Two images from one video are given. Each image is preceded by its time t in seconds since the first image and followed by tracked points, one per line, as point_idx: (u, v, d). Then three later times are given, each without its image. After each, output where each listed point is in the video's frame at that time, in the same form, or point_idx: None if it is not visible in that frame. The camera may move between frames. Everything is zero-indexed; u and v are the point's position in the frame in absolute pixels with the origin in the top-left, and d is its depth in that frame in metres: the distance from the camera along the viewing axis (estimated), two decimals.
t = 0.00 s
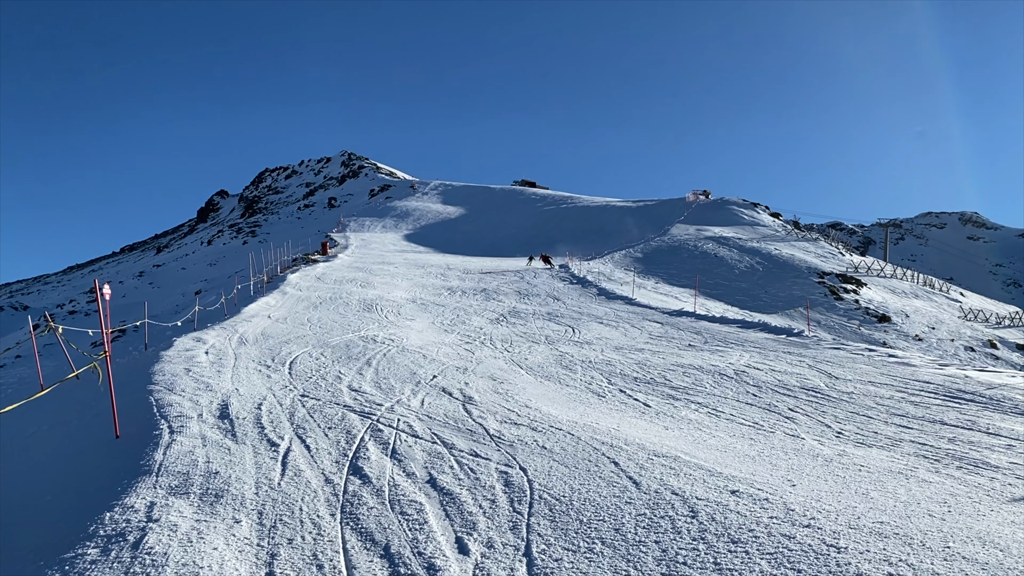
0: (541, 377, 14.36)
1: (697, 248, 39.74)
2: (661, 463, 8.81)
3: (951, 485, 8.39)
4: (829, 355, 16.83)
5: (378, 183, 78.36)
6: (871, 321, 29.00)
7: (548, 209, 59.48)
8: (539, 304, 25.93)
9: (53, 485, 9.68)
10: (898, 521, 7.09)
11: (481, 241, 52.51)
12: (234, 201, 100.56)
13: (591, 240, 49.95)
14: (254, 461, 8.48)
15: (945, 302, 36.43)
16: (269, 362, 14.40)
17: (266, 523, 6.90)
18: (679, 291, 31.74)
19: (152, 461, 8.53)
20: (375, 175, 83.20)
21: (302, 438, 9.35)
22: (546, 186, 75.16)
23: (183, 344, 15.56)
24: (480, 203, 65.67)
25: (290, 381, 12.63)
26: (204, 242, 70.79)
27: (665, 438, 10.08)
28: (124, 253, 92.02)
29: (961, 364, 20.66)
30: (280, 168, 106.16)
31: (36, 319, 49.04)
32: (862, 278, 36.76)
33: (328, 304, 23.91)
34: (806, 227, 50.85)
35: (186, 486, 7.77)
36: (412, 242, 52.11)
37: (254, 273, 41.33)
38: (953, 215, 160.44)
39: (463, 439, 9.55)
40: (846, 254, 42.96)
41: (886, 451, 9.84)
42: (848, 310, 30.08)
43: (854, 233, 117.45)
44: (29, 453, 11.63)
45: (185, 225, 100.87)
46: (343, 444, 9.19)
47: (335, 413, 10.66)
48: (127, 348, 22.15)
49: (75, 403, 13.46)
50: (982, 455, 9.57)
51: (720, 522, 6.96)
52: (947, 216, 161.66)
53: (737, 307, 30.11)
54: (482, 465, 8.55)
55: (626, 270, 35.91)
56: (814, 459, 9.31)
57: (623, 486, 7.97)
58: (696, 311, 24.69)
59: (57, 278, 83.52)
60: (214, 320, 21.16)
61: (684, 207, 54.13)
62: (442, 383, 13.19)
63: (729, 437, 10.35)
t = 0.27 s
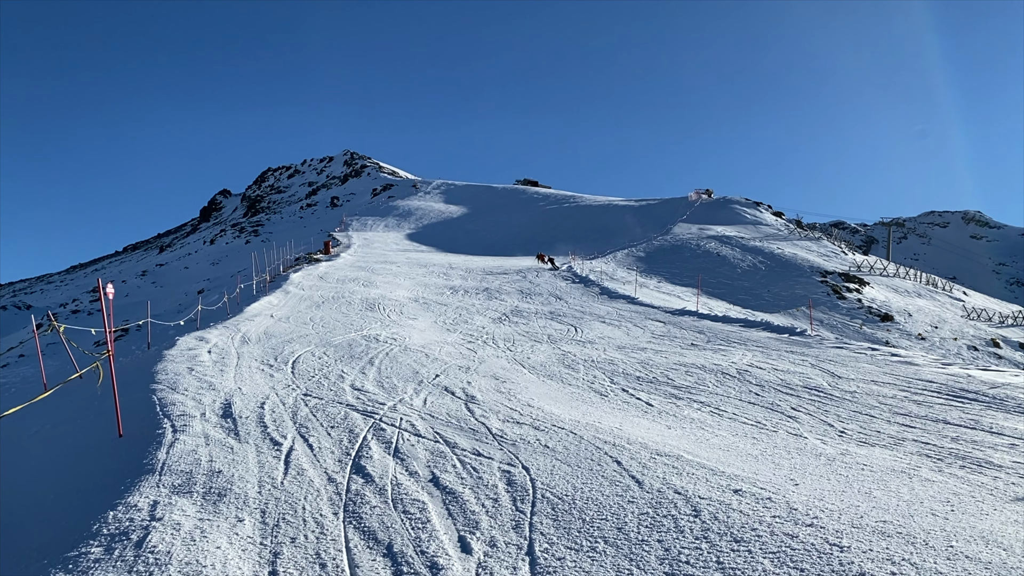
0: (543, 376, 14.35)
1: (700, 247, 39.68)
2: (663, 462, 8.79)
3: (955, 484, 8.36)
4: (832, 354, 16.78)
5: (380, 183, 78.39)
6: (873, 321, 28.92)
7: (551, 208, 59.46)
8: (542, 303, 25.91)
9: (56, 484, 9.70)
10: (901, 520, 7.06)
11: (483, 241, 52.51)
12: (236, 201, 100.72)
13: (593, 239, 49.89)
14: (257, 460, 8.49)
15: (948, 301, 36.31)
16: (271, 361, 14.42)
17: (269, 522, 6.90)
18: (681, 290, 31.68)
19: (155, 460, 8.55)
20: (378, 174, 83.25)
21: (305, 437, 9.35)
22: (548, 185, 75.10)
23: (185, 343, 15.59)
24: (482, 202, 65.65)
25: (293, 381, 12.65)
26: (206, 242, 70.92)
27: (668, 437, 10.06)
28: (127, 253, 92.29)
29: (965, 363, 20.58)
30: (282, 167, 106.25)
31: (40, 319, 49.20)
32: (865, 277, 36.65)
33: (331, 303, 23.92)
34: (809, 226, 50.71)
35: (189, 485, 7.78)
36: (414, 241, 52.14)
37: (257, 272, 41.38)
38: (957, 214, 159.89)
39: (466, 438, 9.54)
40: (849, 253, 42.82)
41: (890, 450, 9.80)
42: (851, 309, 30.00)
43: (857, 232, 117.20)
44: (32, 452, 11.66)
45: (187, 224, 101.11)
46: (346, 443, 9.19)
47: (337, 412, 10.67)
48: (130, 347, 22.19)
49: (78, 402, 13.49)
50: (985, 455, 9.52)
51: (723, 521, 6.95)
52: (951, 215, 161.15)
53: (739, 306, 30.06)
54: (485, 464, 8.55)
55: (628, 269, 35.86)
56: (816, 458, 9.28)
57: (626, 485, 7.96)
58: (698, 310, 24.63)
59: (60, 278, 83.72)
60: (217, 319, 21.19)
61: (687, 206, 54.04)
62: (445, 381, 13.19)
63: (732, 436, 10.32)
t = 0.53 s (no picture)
0: (545, 376, 14.36)
1: (702, 247, 39.63)
2: (666, 462, 8.78)
3: (957, 484, 8.34)
4: (834, 354, 16.75)
5: (382, 183, 78.44)
6: (876, 321, 28.85)
7: (553, 208, 59.44)
8: (544, 303, 25.90)
9: (58, 485, 9.72)
10: (903, 521, 7.04)
11: (485, 241, 52.50)
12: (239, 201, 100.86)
13: (595, 239, 49.86)
14: (259, 460, 8.49)
15: (951, 301, 36.22)
16: (274, 361, 14.46)
17: (271, 523, 6.91)
18: (683, 290, 31.64)
19: (158, 460, 8.57)
20: (380, 174, 83.32)
21: (307, 438, 9.36)
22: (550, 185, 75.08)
23: (188, 344, 15.62)
24: (484, 203, 65.66)
25: (295, 381, 12.68)
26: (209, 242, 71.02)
27: (670, 438, 10.04)
28: (130, 253, 92.53)
29: (967, 363, 20.53)
30: (285, 167, 106.44)
31: (43, 319, 49.38)
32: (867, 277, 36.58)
33: (333, 303, 23.93)
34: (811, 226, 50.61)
35: (191, 485, 7.78)
36: (416, 242, 52.16)
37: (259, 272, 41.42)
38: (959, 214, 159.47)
39: (468, 438, 9.54)
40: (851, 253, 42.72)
41: (892, 450, 9.78)
42: (853, 309, 29.94)
43: (860, 232, 116.91)
44: (35, 452, 11.69)
45: (190, 224, 101.32)
46: (348, 444, 9.19)
47: (340, 412, 10.68)
48: (133, 348, 22.23)
49: (81, 403, 13.52)
50: (987, 455, 9.49)
51: (725, 522, 6.94)
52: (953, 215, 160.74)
53: (741, 306, 30.03)
54: (487, 465, 8.54)
55: (630, 269, 35.80)
56: (818, 459, 9.26)
57: (628, 486, 7.95)
58: (700, 310, 24.60)
59: (64, 278, 84.01)
60: (220, 319, 21.21)
61: (689, 205, 53.96)
62: (446, 382, 13.19)
63: (734, 436, 10.30)
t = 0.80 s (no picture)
0: (547, 377, 14.36)
1: (704, 248, 39.60)
2: (667, 463, 8.77)
3: (959, 486, 8.32)
4: (836, 355, 16.73)
5: (384, 184, 78.47)
6: (878, 322, 28.80)
7: (554, 209, 59.43)
8: (545, 304, 25.90)
9: (60, 486, 9.73)
10: (905, 522, 7.02)
11: (486, 241, 52.50)
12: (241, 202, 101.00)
13: (597, 240, 49.83)
14: (260, 462, 8.50)
15: (953, 302, 36.16)
16: (275, 362, 14.47)
17: (272, 524, 6.91)
18: (685, 291, 31.61)
19: (159, 461, 8.58)
20: (382, 175, 83.42)
21: (308, 439, 9.37)
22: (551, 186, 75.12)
23: (190, 345, 15.62)
24: (486, 203, 65.66)
25: (297, 382, 12.69)
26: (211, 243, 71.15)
27: (671, 439, 10.03)
28: (132, 254, 92.74)
29: (969, 364, 20.50)
30: (287, 168, 106.65)
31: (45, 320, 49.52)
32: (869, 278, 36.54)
33: (335, 304, 23.95)
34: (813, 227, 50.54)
35: (192, 486, 7.79)
36: (418, 243, 52.17)
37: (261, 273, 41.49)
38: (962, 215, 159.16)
39: (469, 440, 9.54)
40: (853, 254, 42.66)
41: (893, 451, 9.76)
42: (855, 310, 29.90)
43: (862, 233, 116.70)
44: (37, 453, 11.71)
45: (192, 225, 101.50)
46: (349, 445, 9.19)
47: (341, 413, 10.68)
48: (135, 349, 22.28)
49: (83, 404, 13.54)
50: (989, 456, 9.47)
51: (726, 523, 6.93)
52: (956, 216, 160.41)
53: (743, 307, 30.01)
54: (488, 466, 8.54)
55: (632, 271, 35.78)
56: (820, 460, 9.24)
57: (629, 487, 7.95)
58: (702, 311, 24.60)
59: (66, 279, 84.23)
60: (221, 320, 21.24)
61: (691, 206, 53.91)
62: (448, 383, 13.19)
63: (736, 438, 10.29)
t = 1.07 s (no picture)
0: (548, 379, 14.36)
1: (705, 249, 39.56)
2: (668, 465, 8.77)
3: (960, 487, 8.31)
4: (837, 356, 16.71)
5: (385, 186, 78.53)
6: (879, 323, 28.76)
7: (555, 211, 59.44)
8: (546, 306, 25.88)
9: (60, 488, 9.74)
10: (906, 524, 7.01)
11: (487, 243, 52.51)
12: (242, 204, 101.13)
13: (597, 241, 49.83)
14: (261, 463, 8.50)
15: (955, 303, 36.12)
16: (276, 364, 14.48)
17: (273, 526, 6.91)
18: (686, 293, 31.58)
19: (160, 463, 8.59)
20: (383, 177, 83.51)
21: (309, 441, 9.37)
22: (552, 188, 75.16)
23: (191, 347, 15.63)
24: (486, 205, 65.68)
25: (298, 384, 12.69)
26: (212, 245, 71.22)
27: (672, 441, 10.03)
28: (133, 256, 92.92)
29: (970, 365, 20.48)
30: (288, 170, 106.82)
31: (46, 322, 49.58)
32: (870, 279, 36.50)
33: (336, 306, 23.96)
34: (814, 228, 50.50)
35: (193, 488, 7.80)
36: (418, 244, 52.18)
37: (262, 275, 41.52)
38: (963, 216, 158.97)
39: (470, 442, 9.54)
40: (854, 255, 42.61)
41: (895, 453, 9.75)
42: (856, 311, 29.87)
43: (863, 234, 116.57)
44: (38, 455, 11.72)
45: (193, 227, 101.61)
46: (350, 447, 9.20)
47: (342, 415, 10.69)
48: (136, 351, 22.30)
49: (83, 406, 13.55)
50: (991, 458, 9.45)
51: (728, 525, 6.92)
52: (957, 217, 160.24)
53: (744, 308, 29.99)
54: (489, 468, 8.54)
55: (633, 272, 35.75)
56: (821, 462, 9.23)
57: (630, 489, 7.94)
58: (703, 313, 24.57)
59: (67, 281, 84.29)
60: (222, 322, 21.26)
61: (692, 208, 53.89)
62: (449, 385, 13.18)
63: (737, 439, 10.27)
